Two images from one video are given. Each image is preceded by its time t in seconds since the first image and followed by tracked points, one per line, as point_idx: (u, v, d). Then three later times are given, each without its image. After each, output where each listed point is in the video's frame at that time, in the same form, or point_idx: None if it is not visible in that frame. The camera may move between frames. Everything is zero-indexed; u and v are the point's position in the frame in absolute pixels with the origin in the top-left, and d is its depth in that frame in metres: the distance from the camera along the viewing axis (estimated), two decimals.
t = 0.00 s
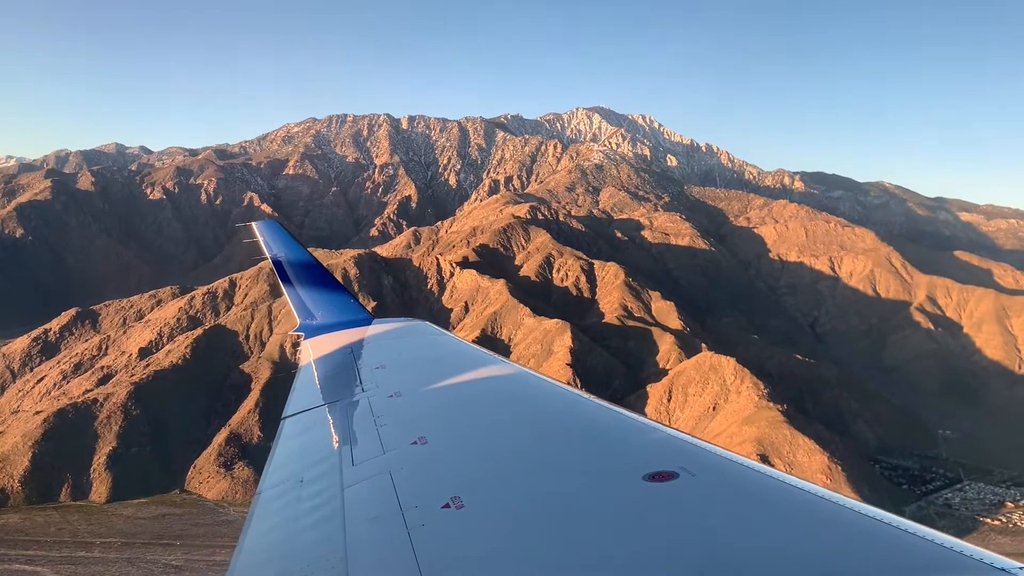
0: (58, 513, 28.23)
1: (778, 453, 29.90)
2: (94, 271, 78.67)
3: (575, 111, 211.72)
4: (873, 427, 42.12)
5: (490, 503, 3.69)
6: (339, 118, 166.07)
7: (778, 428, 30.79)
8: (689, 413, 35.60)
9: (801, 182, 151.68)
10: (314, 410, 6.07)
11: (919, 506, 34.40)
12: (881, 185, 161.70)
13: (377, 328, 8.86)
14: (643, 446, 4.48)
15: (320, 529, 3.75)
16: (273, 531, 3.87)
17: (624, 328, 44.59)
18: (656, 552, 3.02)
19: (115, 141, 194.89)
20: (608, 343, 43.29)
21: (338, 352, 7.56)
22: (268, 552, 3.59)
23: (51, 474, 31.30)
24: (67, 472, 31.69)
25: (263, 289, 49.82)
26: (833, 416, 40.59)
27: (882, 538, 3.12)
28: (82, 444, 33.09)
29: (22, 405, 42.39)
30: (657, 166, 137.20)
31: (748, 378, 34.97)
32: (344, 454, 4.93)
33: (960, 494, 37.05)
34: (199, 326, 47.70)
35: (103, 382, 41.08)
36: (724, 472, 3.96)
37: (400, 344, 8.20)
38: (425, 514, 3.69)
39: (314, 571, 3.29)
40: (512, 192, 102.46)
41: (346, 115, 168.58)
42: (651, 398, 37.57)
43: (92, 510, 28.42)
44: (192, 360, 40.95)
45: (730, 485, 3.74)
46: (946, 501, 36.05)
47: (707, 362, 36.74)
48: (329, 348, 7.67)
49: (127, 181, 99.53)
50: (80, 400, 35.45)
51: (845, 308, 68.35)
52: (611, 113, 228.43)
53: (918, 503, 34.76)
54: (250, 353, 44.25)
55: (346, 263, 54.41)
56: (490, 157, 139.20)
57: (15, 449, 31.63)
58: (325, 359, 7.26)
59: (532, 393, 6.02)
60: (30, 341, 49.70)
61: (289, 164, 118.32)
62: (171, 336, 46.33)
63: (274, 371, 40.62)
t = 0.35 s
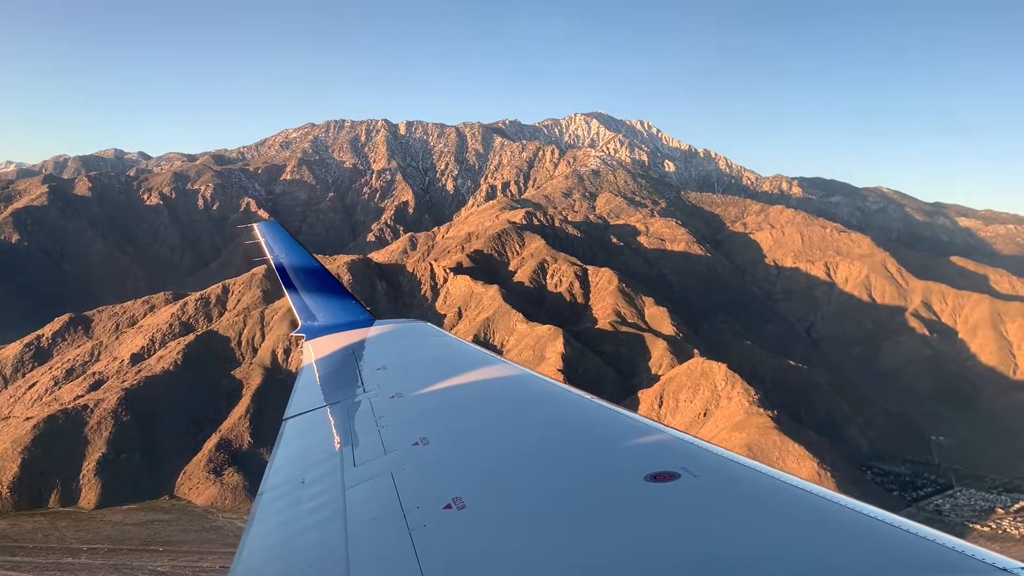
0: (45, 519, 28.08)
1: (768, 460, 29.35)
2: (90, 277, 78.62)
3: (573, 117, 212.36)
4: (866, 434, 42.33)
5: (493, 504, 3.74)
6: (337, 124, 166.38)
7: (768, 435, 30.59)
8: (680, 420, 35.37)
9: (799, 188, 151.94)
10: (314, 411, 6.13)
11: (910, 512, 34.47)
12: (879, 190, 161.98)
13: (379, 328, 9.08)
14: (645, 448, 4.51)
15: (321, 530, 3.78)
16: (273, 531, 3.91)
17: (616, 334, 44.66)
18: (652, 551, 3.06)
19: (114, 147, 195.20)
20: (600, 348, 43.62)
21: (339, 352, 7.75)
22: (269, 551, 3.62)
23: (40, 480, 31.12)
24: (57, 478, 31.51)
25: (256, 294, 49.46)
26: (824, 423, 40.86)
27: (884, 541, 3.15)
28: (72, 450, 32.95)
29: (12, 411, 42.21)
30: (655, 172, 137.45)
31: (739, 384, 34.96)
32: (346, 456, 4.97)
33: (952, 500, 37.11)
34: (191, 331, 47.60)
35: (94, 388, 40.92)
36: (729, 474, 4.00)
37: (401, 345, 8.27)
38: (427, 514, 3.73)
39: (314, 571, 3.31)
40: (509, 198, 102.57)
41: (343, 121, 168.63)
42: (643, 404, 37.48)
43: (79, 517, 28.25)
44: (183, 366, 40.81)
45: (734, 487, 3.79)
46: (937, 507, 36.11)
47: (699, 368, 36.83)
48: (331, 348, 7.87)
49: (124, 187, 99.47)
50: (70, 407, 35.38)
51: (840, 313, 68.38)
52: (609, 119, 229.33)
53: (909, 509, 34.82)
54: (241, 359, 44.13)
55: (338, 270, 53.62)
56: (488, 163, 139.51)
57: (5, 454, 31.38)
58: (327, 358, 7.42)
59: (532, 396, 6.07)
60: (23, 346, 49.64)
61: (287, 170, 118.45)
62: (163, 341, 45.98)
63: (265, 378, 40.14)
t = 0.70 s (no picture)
0: (31, 522, 28.78)
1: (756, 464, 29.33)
2: (86, 279, 79.59)
3: (570, 121, 212.90)
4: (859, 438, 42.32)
5: (494, 503, 3.78)
6: (335, 127, 167.34)
7: (757, 439, 30.70)
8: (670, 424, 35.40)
9: (797, 191, 151.28)
10: (315, 410, 6.24)
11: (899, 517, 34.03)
12: (878, 194, 161.08)
13: (380, 327, 9.30)
14: (646, 447, 4.53)
15: (323, 530, 3.85)
16: (275, 531, 3.99)
17: (608, 338, 44.70)
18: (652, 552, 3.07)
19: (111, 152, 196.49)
20: (591, 352, 43.76)
21: (341, 350, 7.94)
22: (271, 552, 3.70)
23: (28, 483, 31.75)
24: (45, 481, 32.12)
25: (248, 299, 50.52)
26: (816, 428, 40.96)
27: (885, 539, 3.15)
28: (61, 454, 33.53)
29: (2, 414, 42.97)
30: (651, 175, 137.22)
31: (729, 388, 34.96)
32: (347, 455, 5.06)
33: (940, 504, 36.66)
34: (181, 335, 48.38)
35: (84, 392, 41.67)
36: (727, 473, 4.02)
37: (401, 343, 8.40)
38: (428, 513, 3.78)
39: (318, 570, 3.39)
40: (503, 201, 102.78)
41: (341, 125, 169.73)
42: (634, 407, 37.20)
43: (67, 519, 28.85)
44: (174, 368, 41.38)
45: (734, 486, 3.79)
46: (926, 511, 35.55)
47: (689, 371, 36.82)
48: (333, 347, 8.08)
49: (121, 190, 100.28)
50: (60, 410, 36.05)
51: (837, 316, 67.89)
52: (607, 123, 229.44)
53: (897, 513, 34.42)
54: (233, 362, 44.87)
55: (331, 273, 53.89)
56: (485, 165, 139.95)
57: None
58: (328, 357, 7.64)
59: (534, 393, 6.13)
60: (14, 350, 50.64)
61: (284, 173, 119.55)
62: (153, 345, 46.93)
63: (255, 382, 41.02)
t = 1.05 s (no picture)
0: (18, 527, 29.08)
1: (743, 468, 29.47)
2: (83, 282, 79.88)
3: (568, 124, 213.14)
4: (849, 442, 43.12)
5: (496, 504, 3.80)
6: (332, 131, 167.65)
7: (745, 444, 30.94)
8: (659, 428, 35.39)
9: (793, 196, 151.42)
10: (316, 410, 6.28)
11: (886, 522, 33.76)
12: (875, 198, 161.17)
13: (382, 326, 9.32)
14: (648, 446, 4.55)
15: (324, 530, 3.89)
16: (277, 532, 4.02)
17: (599, 342, 44.79)
18: (655, 552, 3.09)
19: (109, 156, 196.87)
20: (583, 356, 43.79)
21: (341, 350, 7.97)
22: (275, 552, 3.75)
23: (15, 488, 31.99)
24: (32, 485, 32.35)
25: (239, 303, 50.40)
26: (805, 434, 41.36)
27: (888, 539, 3.15)
28: (48, 458, 33.67)
29: None
30: (647, 179, 137.43)
31: (718, 393, 35.06)
32: (348, 455, 5.10)
33: (929, 509, 36.43)
34: (173, 339, 48.44)
35: (74, 395, 41.80)
36: (728, 472, 4.04)
37: (402, 342, 8.42)
38: (429, 513, 3.82)
39: (319, 569, 3.44)
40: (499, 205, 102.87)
41: (338, 128, 169.83)
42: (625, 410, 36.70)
43: (53, 524, 29.14)
44: (164, 372, 41.50)
45: (735, 484, 3.82)
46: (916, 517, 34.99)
47: (678, 376, 36.91)
48: (334, 347, 8.11)
49: (117, 194, 100.34)
50: (49, 413, 36.18)
51: (831, 320, 67.97)
52: (604, 126, 229.67)
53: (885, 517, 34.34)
54: (224, 366, 44.76)
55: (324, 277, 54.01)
56: (482, 169, 140.11)
57: None
58: (329, 355, 7.74)
59: (538, 392, 6.14)
60: (5, 354, 50.76)
61: (280, 177, 120.13)
62: (145, 348, 47.03)
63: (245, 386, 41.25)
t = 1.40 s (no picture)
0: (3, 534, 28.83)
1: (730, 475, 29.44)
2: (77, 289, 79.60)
3: (565, 131, 213.68)
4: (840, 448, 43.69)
5: (495, 503, 3.79)
6: (328, 138, 167.91)
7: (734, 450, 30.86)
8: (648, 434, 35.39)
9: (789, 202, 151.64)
10: (317, 409, 6.31)
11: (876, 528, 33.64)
12: (871, 204, 161.49)
13: (384, 325, 9.27)
14: (649, 444, 4.55)
15: (324, 528, 3.88)
16: (277, 531, 4.01)
17: (590, 348, 44.73)
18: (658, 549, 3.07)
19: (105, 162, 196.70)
20: (574, 362, 43.72)
21: (341, 350, 7.97)
22: (275, 551, 3.75)
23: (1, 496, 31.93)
24: (18, 493, 32.29)
25: (230, 309, 50.41)
26: (797, 441, 41.54)
27: (889, 537, 3.14)
28: (36, 466, 33.70)
29: None
30: (643, 186, 137.63)
31: (708, 399, 35.12)
32: (348, 453, 5.11)
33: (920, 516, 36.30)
34: (163, 346, 48.40)
35: (63, 403, 41.76)
36: (727, 470, 4.04)
37: (404, 341, 8.42)
38: (430, 511, 3.81)
39: (319, 568, 3.42)
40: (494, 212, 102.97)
41: (334, 134, 170.22)
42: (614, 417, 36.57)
43: (39, 531, 29.09)
44: (153, 380, 41.50)
45: (735, 482, 3.82)
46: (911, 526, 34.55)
47: (668, 383, 37.00)
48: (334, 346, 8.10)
49: (112, 200, 99.95)
50: (37, 421, 36.13)
51: (824, 326, 68.19)
52: (601, 133, 230.23)
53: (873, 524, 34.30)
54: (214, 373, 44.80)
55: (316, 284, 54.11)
56: (478, 176, 140.31)
57: None
58: (328, 354, 7.75)
59: (539, 391, 6.14)
60: None
61: (275, 183, 120.78)
62: (134, 355, 47.01)
63: (235, 393, 41.35)
